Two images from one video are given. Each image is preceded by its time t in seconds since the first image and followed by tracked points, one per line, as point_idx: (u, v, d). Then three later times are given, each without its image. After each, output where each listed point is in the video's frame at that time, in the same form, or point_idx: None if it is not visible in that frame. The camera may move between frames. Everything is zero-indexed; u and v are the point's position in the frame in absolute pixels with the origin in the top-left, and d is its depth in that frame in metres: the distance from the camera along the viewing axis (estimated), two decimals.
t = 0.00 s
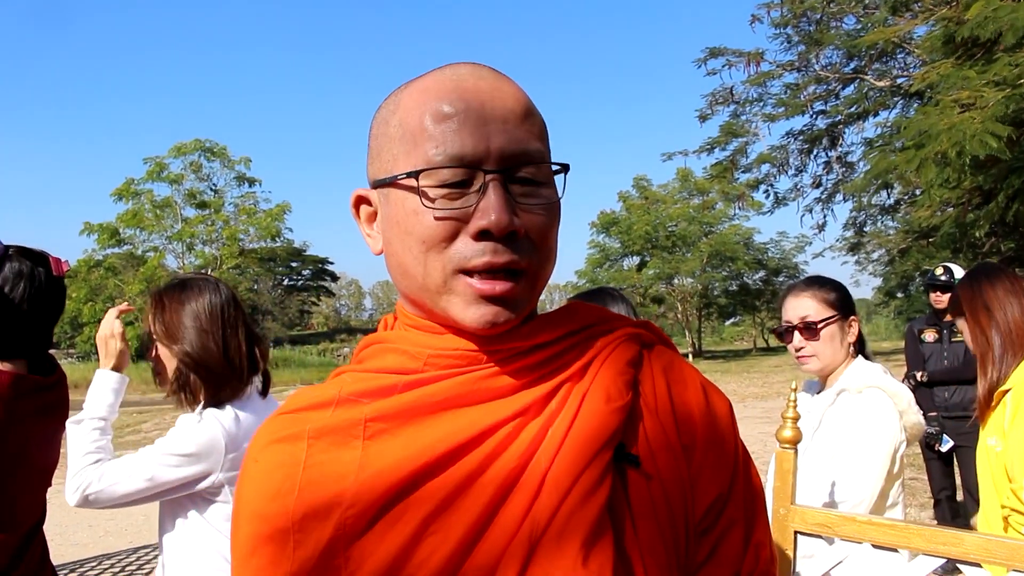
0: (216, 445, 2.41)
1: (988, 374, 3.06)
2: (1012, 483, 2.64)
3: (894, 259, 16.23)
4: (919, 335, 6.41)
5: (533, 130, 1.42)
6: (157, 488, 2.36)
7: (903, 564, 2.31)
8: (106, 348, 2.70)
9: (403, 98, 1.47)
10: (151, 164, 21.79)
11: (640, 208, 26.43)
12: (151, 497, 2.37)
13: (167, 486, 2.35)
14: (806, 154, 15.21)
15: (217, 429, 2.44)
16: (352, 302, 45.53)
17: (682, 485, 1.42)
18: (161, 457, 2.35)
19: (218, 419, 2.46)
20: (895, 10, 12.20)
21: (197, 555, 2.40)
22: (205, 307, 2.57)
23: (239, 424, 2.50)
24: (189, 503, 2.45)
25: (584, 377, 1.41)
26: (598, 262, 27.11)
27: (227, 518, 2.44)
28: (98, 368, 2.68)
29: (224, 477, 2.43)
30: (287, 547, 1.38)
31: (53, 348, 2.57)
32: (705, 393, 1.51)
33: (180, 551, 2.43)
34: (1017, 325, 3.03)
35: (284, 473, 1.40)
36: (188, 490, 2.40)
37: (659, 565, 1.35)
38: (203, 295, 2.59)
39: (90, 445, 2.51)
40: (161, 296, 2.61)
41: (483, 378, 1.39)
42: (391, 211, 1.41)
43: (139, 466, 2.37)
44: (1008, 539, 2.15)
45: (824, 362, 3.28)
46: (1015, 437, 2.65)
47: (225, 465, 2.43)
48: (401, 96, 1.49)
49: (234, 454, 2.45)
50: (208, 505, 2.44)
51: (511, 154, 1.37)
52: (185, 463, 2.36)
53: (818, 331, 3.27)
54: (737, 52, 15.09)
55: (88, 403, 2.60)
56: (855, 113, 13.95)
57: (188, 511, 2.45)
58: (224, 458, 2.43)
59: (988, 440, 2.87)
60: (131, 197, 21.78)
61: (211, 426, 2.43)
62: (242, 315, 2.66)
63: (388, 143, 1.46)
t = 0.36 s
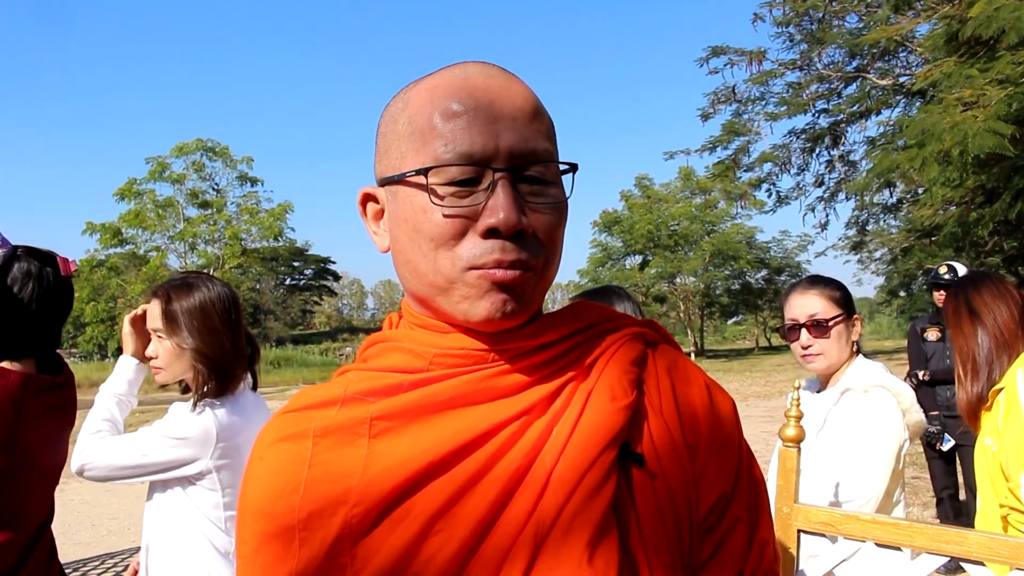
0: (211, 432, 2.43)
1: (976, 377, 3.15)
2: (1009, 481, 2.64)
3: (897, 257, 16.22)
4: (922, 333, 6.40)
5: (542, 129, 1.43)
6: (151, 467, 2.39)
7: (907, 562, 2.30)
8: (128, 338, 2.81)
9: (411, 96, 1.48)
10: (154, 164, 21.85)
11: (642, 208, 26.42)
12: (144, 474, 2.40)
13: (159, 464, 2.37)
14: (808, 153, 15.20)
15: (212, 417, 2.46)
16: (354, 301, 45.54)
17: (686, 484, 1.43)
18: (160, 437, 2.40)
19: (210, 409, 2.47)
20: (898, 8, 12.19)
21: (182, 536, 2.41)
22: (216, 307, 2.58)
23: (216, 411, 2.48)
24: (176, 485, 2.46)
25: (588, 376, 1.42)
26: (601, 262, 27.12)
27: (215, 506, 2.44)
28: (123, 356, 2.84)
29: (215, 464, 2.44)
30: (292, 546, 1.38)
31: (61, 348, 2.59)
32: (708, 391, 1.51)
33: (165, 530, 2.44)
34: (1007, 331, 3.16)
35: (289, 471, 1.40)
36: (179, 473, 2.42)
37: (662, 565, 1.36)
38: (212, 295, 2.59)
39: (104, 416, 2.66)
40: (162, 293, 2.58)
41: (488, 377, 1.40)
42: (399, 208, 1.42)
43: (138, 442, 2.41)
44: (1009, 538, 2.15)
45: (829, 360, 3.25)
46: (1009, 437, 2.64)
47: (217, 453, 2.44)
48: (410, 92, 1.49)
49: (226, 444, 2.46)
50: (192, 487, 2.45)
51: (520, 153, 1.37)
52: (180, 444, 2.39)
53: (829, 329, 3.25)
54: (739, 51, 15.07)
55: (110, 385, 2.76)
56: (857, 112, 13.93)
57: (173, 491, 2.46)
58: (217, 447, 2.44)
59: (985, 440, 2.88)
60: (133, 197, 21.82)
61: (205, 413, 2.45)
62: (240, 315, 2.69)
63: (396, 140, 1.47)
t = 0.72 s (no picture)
0: (221, 422, 2.44)
1: (973, 379, 3.14)
2: (1011, 481, 2.64)
3: (899, 257, 16.21)
4: (924, 333, 6.39)
5: (541, 120, 1.44)
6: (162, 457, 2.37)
7: (909, 562, 2.30)
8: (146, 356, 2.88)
9: (413, 92, 1.48)
10: (156, 162, 21.88)
11: (644, 207, 26.41)
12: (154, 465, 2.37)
13: (171, 453, 2.36)
14: (810, 153, 15.19)
15: (222, 408, 2.48)
16: (355, 300, 45.56)
17: (690, 482, 1.42)
18: (175, 426, 2.40)
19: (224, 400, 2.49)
20: (900, 8, 12.18)
21: (184, 527, 2.40)
22: (230, 306, 2.59)
23: (232, 407, 2.50)
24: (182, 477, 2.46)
25: (592, 375, 1.42)
26: (602, 261, 27.13)
27: (220, 497, 2.45)
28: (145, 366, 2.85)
29: (224, 456, 2.45)
30: (296, 544, 1.38)
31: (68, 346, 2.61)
32: (712, 390, 1.51)
33: (167, 521, 2.44)
34: (1008, 336, 3.15)
35: (293, 470, 1.41)
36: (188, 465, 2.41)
37: (667, 564, 1.35)
38: (227, 294, 2.60)
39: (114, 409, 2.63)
40: (173, 290, 2.57)
41: (491, 374, 1.40)
42: (400, 200, 1.42)
43: (147, 431, 2.39)
44: (1013, 536, 2.15)
45: (832, 360, 3.25)
46: (1010, 436, 2.64)
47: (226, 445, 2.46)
48: (411, 90, 1.49)
49: (235, 436, 2.48)
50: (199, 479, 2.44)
51: (519, 143, 1.38)
52: (191, 434, 2.39)
53: (836, 329, 3.24)
54: (741, 51, 15.07)
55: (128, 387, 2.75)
56: (860, 112, 13.92)
57: (179, 483, 2.46)
58: (226, 438, 2.45)
59: (987, 439, 2.87)
60: (136, 195, 21.85)
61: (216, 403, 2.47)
62: (250, 312, 2.70)
63: (398, 135, 1.47)
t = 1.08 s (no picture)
0: (229, 428, 2.44)
1: (977, 379, 3.14)
2: (1011, 482, 2.64)
3: (901, 256, 16.20)
4: (927, 331, 6.37)
5: (537, 112, 1.45)
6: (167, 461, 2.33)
7: (912, 562, 2.30)
8: (137, 335, 2.73)
9: (408, 95, 1.49)
10: (158, 161, 21.90)
11: (646, 206, 26.40)
12: (162, 468, 2.34)
13: (182, 458, 2.34)
14: (812, 152, 15.18)
15: (229, 413, 2.47)
16: (357, 299, 45.58)
17: (691, 482, 1.43)
18: (181, 428, 2.37)
19: (232, 400, 2.51)
20: (902, 6, 12.18)
21: (185, 529, 2.40)
22: (241, 305, 2.59)
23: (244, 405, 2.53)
24: (186, 479, 2.45)
25: (593, 376, 1.41)
26: (605, 260, 27.14)
27: (223, 500, 2.44)
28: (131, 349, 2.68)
29: (229, 460, 2.46)
30: (299, 545, 1.38)
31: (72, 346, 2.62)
32: (713, 390, 1.51)
33: (168, 522, 2.44)
34: (1010, 334, 3.15)
35: (296, 471, 1.41)
36: (194, 468, 2.41)
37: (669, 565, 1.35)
38: (238, 292, 2.60)
39: (110, 412, 2.44)
40: (187, 289, 2.60)
41: (492, 373, 1.40)
42: (404, 200, 1.42)
43: (157, 433, 2.35)
44: (1015, 536, 2.16)
45: (825, 362, 3.24)
46: (1011, 437, 2.64)
47: (232, 450, 2.46)
48: (406, 93, 1.50)
49: (242, 441, 2.48)
50: (211, 487, 2.45)
51: (519, 133, 1.39)
52: (201, 439, 2.38)
53: (829, 329, 3.23)
54: (743, 50, 15.07)
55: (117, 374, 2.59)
56: (862, 110, 13.90)
57: (184, 485, 2.45)
58: (233, 443, 2.46)
59: (989, 439, 2.87)
60: (138, 194, 21.86)
61: (225, 406, 2.47)
62: (263, 315, 2.69)
63: (396, 137, 1.47)
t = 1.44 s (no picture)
0: (227, 431, 2.43)
1: (974, 379, 3.14)
2: (1011, 484, 2.63)
3: (903, 256, 16.18)
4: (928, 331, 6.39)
5: (531, 113, 1.45)
6: (161, 459, 2.33)
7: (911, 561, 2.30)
8: (141, 319, 2.61)
9: (404, 98, 1.49)
10: (159, 161, 21.96)
11: (648, 206, 26.41)
12: (158, 465, 2.35)
13: (176, 457, 2.34)
14: (814, 152, 15.18)
15: (228, 415, 2.46)
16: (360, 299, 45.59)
17: (687, 481, 1.42)
18: (177, 426, 2.37)
19: (230, 401, 2.50)
20: (904, 6, 12.16)
21: (178, 529, 2.40)
22: (234, 303, 2.58)
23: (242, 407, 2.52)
24: (179, 477, 2.45)
25: (590, 376, 1.41)
26: (606, 260, 27.14)
27: (216, 502, 2.43)
28: (133, 332, 2.59)
29: (225, 463, 2.45)
30: (297, 543, 1.38)
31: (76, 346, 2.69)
32: (710, 389, 1.51)
33: (162, 522, 2.43)
34: (1009, 334, 3.13)
35: (294, 471, 1.40)
36: (189, 468, 2.40)
37: (667, 563, 1.35)
38: (232, 291, 2.60)
39: (106, 403, 2.44)
40: (183, 288, 2.61)
41: (489, 373, 1.40)
42: (399, 201, 1.42)
43: (152, 429, 2.35)
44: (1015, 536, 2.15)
45: (804, 360, 3.27)
46: (1011, 439, 2.63)
47: (228, 452, 2.45)
48: (403, 95, 1.50)
49: (238, 445, 2.47)
50: (203, 488, 2.43)
51: (512, 134, 1.39)
52: (197, 440, 2.37)
53: (796, 331, 3.27)
54: (744, 50, 15.07)
55: (116, 360, 2.55)
56: (863, 110, 13.89)
57: (177, 485, 2.44)
58: (229, 447, 2.44)
59: (988, 442, 2.86)
60: (139, 194, 21.91)
61: (223, 409, 2.45)
62: (260, 315, 2.68)
63: (391, 140, 1.47)
